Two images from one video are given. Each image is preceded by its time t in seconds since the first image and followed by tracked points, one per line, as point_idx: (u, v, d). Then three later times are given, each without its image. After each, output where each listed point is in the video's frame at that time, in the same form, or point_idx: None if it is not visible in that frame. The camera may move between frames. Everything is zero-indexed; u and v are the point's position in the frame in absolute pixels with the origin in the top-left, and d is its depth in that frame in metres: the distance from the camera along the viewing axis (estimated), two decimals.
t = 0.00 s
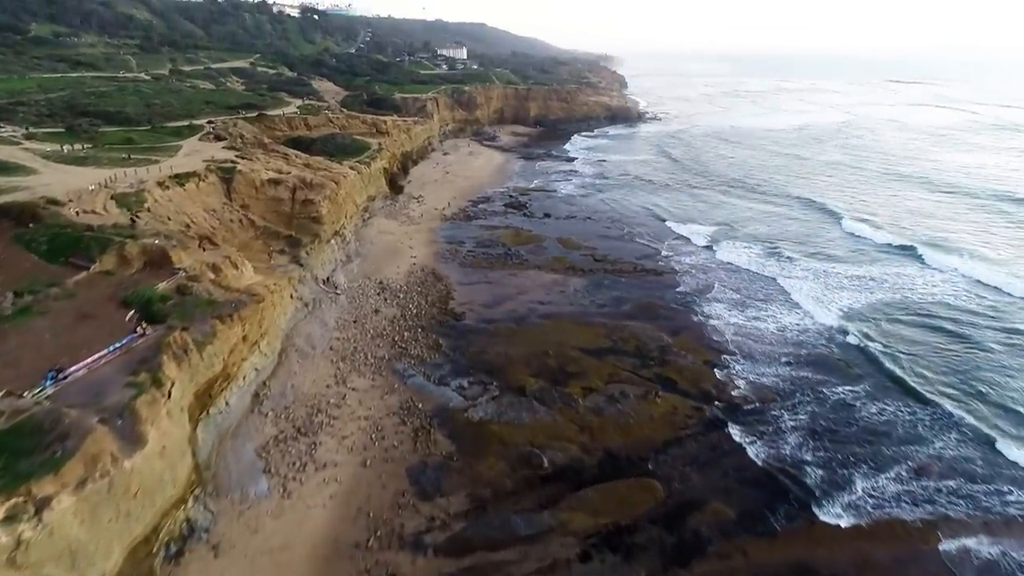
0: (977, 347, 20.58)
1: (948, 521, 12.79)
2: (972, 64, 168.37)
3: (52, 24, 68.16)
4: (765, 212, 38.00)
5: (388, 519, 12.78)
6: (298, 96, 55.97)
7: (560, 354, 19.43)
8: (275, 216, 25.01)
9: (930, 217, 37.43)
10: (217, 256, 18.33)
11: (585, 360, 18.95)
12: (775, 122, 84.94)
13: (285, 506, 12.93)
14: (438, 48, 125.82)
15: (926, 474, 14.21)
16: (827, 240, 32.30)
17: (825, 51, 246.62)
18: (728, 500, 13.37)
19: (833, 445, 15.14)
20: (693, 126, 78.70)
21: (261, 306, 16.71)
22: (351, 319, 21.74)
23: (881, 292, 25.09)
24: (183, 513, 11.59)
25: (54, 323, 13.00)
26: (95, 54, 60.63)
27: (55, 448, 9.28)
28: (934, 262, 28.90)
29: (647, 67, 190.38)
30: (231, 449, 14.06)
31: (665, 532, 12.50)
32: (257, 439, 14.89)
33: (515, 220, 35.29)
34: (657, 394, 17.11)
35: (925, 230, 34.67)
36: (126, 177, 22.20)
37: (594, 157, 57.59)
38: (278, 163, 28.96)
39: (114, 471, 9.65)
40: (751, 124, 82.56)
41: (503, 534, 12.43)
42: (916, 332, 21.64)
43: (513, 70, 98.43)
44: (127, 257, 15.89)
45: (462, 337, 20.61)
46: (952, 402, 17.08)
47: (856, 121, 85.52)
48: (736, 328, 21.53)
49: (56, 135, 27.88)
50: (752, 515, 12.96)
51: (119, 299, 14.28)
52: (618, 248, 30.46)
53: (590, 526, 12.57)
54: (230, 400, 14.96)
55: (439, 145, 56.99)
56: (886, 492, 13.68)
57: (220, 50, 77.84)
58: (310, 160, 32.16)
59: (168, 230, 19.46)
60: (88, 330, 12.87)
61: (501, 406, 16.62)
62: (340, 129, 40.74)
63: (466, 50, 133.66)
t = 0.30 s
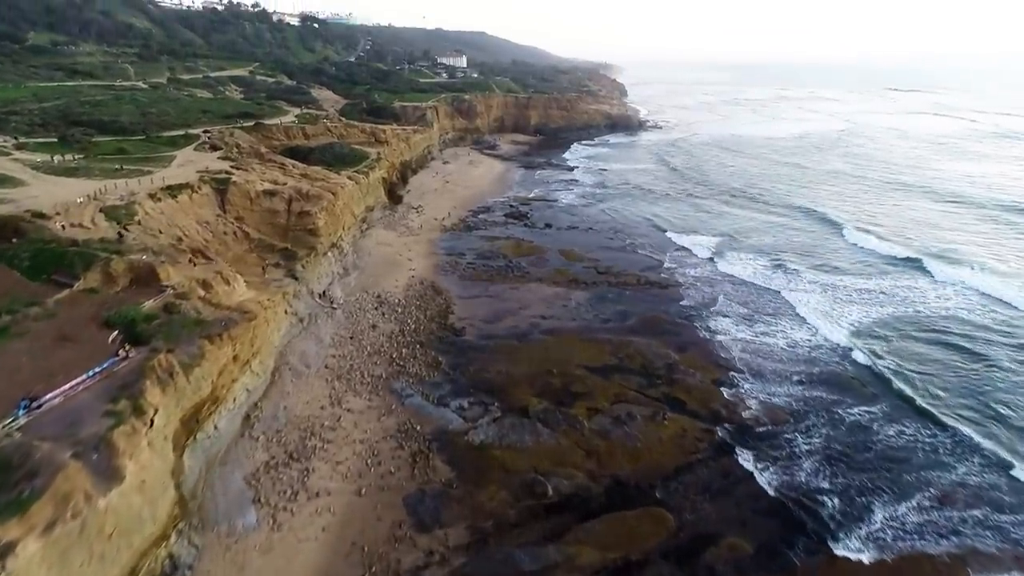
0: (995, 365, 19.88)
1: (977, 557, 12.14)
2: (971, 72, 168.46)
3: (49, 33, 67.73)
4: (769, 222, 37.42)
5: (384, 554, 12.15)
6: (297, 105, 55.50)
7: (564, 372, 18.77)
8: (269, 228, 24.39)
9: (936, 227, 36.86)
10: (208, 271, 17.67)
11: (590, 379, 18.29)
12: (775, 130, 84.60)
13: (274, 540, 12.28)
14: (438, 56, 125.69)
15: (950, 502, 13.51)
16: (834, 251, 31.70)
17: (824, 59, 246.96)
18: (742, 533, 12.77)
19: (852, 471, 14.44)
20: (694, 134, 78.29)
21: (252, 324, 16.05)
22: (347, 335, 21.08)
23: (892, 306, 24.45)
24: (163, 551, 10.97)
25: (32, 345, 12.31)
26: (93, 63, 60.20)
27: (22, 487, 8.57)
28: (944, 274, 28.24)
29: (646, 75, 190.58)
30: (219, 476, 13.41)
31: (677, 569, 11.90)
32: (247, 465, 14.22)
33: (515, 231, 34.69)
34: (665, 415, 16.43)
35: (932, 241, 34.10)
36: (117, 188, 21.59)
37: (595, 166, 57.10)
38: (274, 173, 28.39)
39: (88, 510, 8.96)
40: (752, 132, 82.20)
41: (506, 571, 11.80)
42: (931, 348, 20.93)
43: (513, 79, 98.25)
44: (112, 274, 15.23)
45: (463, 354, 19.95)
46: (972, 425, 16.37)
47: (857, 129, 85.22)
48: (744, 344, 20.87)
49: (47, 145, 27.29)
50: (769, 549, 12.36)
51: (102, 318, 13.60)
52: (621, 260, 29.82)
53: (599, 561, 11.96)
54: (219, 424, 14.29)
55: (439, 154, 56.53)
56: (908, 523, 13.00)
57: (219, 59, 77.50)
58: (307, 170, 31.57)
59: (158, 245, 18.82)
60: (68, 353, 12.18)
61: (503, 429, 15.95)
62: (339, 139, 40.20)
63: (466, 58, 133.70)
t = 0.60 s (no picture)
0: (1013, 385, 19.21)
1: None
2: (972, 80, 168.43)
3: (48, 41, 67.42)
4: (774, 233, 36.82)
5: None
6: (295, 113, 55.04)
7: (568, 390, 18.11)
8: (264, 240, 23.77)
9: (944, 238, 36.24)
10: (198, 287, 17.00)
11: (595, 398, 17.64)
12: (777, 138, 84.18)
13: None
14: (438, 64, 125.63)
15: (975, 534, 12.85)
16: (841, 263, 31.07)
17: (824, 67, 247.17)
18: (756, 567, 12.15)
19: (870, 499, 13.79)
20: (695, 142, 77.84)
21: (244, 343, 15.40)
22: (343, 352, 20.42)
23: (904, 320, 23.80)
24: None
25: (8, 369, 11.67)
26: (91, 71, 59.80)
27: None
28: (955, 287, 27.61)
29: (646, 83, 190.70)
30: (206, 507, 12.79)
31: None
32: (236, 493, 13.60)
33: (516, 241, 34.07)
34: (674, 437, 15.76)
35: (940, 252, 33.48)
36: (107, 200, 20.99)
37: (596, 175, 56.59)
38: (270, 183, 27.78)
39: (57, 555, 8.31)
40: (754, 140, 81.76)
41: None
42: (946, 366, 20.28)
43: (514, 87, 97.92)
44: (97, 291, 14.55)
45: (462, 371, 19.30)
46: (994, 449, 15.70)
47: (859, 137, 84.78)
48: (753, 360, 20.21)
49: (38, 155, 26.73)
50: None
51: (84, 339, 12.96)
52: (624, 272, 29.16)
53: None
54: (207, 450, 13.65)
55: (438, 162, 56.06)
56: (932, 557, 12.36)
57: (218, 67, 77.17)
58: (304, 180, 31.01)
59: (147, 259, 18.19)
60: (45, 378, 11.54)
61: (505, 452, 15.29)
62: (337, 147, 39.66)
63: (466, 66, 133.63)
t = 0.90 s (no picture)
0: None
1: None
2: (970, 87, 168.59)
3: (45, 49, 67.06)
4: (779, 242, 36.22)
5: None
6: (293, 120, 54.56)
7: (572, 409, 17.44)
8: (259, 252, 23.13)
9: (951, 248, 35.64)
10: (187, 302, 16.30)
11: (600, 418, 16.97)
12: (777, 145, 83.86)
13: None
14: (438, 72, 125.57)
15: (1005, 567, 12.18)
16: (848, 273, 30.45)
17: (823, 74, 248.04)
18: None
19: (892, 529, 13.13)
20: (696, 150, 77.43)
21: (232, 363, 14.70)
22: (339, 368, 19.75)
23: (917, 334, 23.11)
24: None
25: None
26: (88, 78, 59.38)
27: None
28: (967, 299, 26.95)
29: (646, 90, 190.87)
30: (191, 539, 12.13)
31: None
32: (222, 523, 12.93)
33: (517, 251, 33.45)
34: (683, 460, 15.09)
35: (948, 262, 32.89)
36: (96, 211, 20.37)
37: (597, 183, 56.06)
38: (265, 193, 27.16)
39: None
40: (754, 147, 81.39)
41: None
42: (964, 383, 19.59)
43: (514, 94, 97.65)
44: (78, 309, 13.84)
45: (462, 389, 18.62)
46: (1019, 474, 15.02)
47: (860, 144, 84.37)
48: (763, 377, 19.53)
49: (28, 164, 26.13)
50: None
51: (63, 362, 12.28)
52: (628, 283, 28.51)
53: None
54: (192, 478, 12.97)
55: (438, 170, 55.55)
56: None
57: (217, 74, 76.80)
58: (301, 189, 30.43)
59: (135, 275, 17.53)
60: (18, 406, 10.87)
61: (507, 476, 14.62)
62: (335, 155, 39.06)
63: (466, 73, 133.62)
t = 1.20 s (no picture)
0: None
1: None
2: (970, 94, 168.52)
3: (42, 55, 66.58)
4: (784, 252, 35.60)
5: None
6: (291, 128, 54.01)
7: (575, 430, 16.73)
8: (251, 264, 22.43)
9: (959, 257, 35.04)
10: (174, 318, 15.59)
11: (606, 439, 16.26)
12: (778, 152, 83.44)
13: None
14: (438, 79, 125.27)
15: None
16: (855, 284, 29.81)
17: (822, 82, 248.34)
18: None
19: (917, 563, 12.48)
20: (697, 157, 76.94)
21: (220, 384, 13.99)
22: (333, 385, 19.06)
23: (930, 347, 22.45)
24: None
25: None
26: (84, 85, 58.84)
27: None
28: (978, 311, 26.30)
29: (646, 97, 190.97)
30: None
31: None
32: (207, 557, 12.26)
33: (518, 261, 32.79)
34: (694, 486, 14.40)
35: (957, 273, 32.26)
36: (83, 222, 19.67)
37: (598, 191, 55.49)
38: (260, 202, 26.49)
39: None
40: (755, 154, 80.92)
41: None
42: (981, 402, 18.90)
43: (514, 101, 97.27)
44: (57, 327, 13.13)
45: (462, 408, 17.91)
46: None
47: (861, 151, 83.94)
48: (774, 394, 18.83)
49: (16, 173, 25.46)
50: None
51: (36, 387, 11.54)
52: (631, 294, 27.84)
53: None
54: (176, 509, 12.27)
55: (437, 177, 54.98)
56: None
57: (215, 81, 76.34)
58: (297, 198, 29.79)
59: (120, 290, 16.83)
60: None
61: (509, 504, 13.90)
62: (332, 163, 38.37)
63: (466, 80, 133.45)
